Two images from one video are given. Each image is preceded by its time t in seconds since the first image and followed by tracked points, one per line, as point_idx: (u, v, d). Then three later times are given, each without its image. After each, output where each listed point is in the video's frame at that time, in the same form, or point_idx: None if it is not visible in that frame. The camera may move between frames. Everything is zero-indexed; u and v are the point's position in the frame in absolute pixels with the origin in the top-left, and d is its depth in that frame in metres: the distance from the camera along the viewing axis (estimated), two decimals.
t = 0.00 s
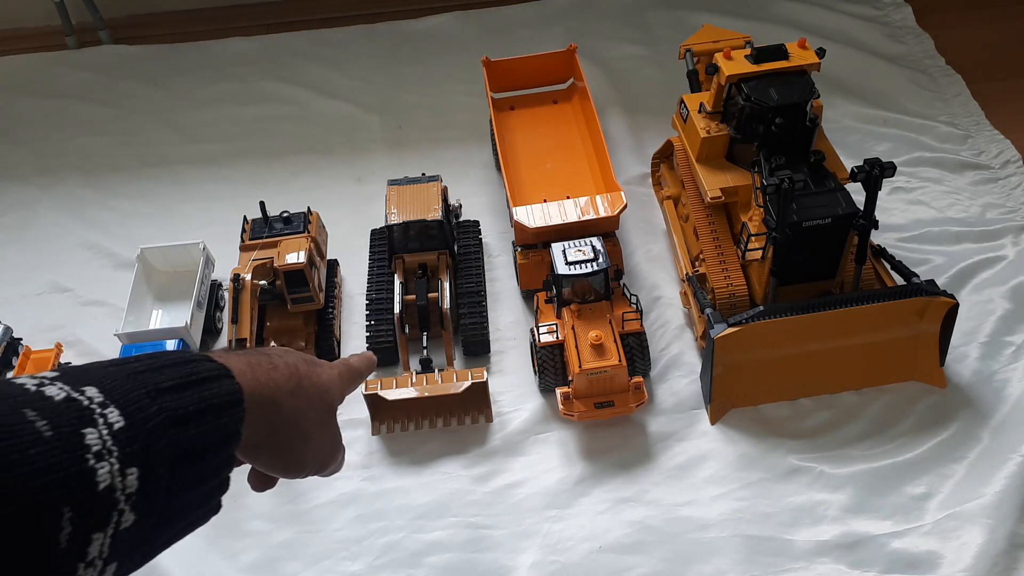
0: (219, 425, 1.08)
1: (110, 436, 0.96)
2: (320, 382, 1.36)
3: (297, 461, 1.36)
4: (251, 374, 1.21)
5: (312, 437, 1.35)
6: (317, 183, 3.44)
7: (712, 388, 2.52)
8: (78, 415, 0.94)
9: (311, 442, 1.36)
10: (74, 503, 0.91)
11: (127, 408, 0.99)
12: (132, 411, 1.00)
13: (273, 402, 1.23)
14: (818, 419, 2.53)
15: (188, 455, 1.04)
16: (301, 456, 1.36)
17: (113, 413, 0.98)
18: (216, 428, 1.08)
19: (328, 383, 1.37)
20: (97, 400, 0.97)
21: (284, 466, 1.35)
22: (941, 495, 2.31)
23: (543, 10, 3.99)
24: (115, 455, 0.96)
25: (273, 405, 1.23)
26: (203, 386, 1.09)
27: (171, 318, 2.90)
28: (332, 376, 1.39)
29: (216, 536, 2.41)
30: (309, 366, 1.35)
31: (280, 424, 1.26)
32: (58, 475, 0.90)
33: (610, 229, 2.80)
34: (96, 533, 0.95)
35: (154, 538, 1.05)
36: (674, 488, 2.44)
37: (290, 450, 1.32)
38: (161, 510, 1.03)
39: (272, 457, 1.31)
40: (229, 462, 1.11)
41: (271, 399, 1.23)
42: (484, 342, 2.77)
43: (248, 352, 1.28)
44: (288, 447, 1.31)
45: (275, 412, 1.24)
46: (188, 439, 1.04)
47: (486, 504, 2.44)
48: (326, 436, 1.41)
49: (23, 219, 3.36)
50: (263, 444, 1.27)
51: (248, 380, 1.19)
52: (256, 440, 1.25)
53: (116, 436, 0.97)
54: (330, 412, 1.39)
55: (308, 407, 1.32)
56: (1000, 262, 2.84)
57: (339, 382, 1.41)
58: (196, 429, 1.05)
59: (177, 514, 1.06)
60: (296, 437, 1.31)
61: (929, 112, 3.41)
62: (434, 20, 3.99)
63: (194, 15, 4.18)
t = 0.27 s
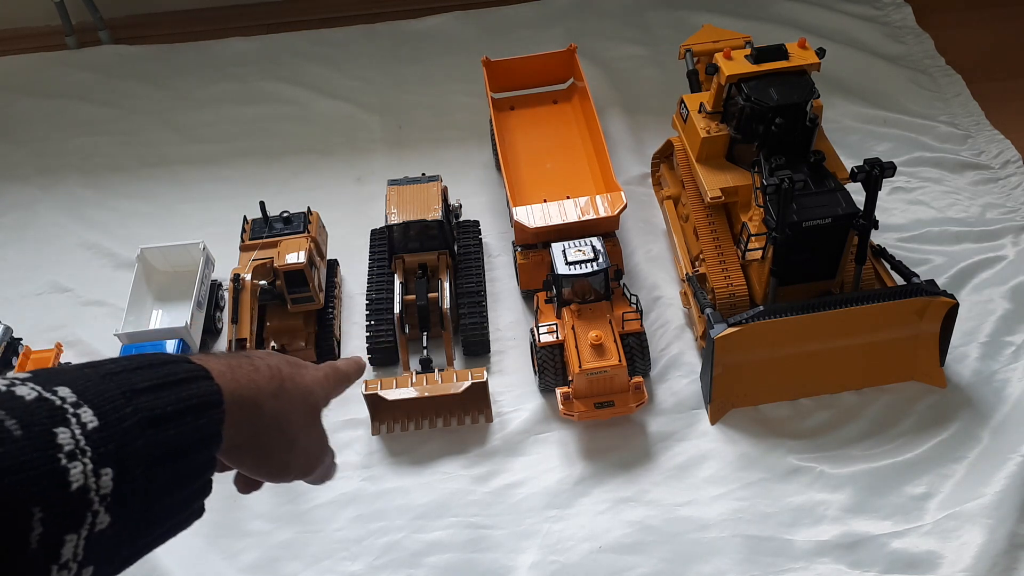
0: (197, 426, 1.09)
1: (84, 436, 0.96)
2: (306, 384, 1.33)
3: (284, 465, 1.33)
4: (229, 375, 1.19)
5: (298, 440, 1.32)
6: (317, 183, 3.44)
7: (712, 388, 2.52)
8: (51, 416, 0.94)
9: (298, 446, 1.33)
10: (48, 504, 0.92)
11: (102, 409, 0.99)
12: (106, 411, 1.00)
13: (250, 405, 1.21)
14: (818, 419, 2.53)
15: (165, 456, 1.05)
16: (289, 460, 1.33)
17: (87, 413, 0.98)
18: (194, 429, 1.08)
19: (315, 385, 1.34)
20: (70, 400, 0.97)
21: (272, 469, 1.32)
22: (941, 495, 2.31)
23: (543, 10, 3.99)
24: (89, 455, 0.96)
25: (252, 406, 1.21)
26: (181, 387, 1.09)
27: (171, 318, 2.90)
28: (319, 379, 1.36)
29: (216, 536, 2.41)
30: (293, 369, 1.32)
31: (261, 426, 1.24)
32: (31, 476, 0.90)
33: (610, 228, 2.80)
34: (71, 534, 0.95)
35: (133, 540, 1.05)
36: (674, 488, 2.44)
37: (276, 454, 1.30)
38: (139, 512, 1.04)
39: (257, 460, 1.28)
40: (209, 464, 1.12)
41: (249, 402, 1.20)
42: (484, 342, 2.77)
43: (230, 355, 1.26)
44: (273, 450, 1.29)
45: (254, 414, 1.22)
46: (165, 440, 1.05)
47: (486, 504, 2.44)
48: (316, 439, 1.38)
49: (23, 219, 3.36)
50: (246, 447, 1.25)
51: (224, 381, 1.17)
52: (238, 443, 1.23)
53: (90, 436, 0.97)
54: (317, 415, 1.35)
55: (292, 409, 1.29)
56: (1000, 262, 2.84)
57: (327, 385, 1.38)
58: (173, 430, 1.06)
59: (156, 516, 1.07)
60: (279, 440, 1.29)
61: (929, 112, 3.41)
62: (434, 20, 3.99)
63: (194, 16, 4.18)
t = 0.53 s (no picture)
0: (182, 427, 1.08)
1: (65, 438, 0.96)
2: (292, 383, 1.33)
3: (274, 467, 1.32)
4: (213, 376, 1.19)
5: (288, 439, 1.32)
6: (317, 183, 3.44)
7: (712, 388, 2.52)
8: (32, 418, 0.94)
9: (288, 446, 1.33)
10: (28, 506, 0.92)
11: (84, 411, 0.99)
12: (88, 414, 1.00)
13: (239, 405, 1.21)
14: (818, 419, 2.53)
15: (149, 458, 1.05)
16: (280, 462, 1.32)
17: (68, 415, 0.98)
18: (180, 431, 1.08)
19: (300, 382, 1.35)
20: (51, 402, 0.97)
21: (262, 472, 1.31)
22: (941, 495, 2.31)
23: (543, 10, 3.98)
24: (70, 458, 0.96)
25: (238, 407, 1.21)
26: (165, 388, 1.08)
27: (171, 318, 2.90)
28: (305, 375, 1.37)
29: (216, 536, 2.40)
30: (279, 367, 1.33)
31: (249, 427, 1.24)
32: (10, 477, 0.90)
33: (610, 228, 2.80)
34: (52, 536, 0.96)
35: (116, 542, 1.06)
36: (674, 488, 2.44)
37: (265, 455, 1.29)
38: (123, 513, 1.04)
39: (246, 464, 1.27)
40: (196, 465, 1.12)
41: (237, 402, 1.20)
42: (484, 342, 2.77)
43: (215, 356, 1.26)
44: (262, 452, 1.28)
45: (241, 414, 1.22)
46: (149, 442, 1.04)
47: (486, 504, 2.44)
48: (305, 438, 1.37)
49: (23, 219, 3.36)
50: (234, 451, 1.24)
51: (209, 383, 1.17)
52: (225, 446, 1.23)
53: (71, 438, 0.97)
54: (306, 412, 1.36)
55: (279, 409, 1.29)
56: (1000, 262, 2.84)
57: (313, 382, 1.39)
58: (158, 432, 1.05)
59: (142, 517, 1.07)
60: (270, 440, 1.28)
61: (929, 112, 3.41)
62: (434, 19, 3.99)
63: (194, 15, 4.17)
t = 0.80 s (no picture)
0: (168, 433, 1.11)
1: (53, 446, 0.99)
2: (275, 390, 1.27)
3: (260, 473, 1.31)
4: (190, 387, 1.20)
5: (268, 448, 1.29)
6: (317, 183, 3.44)
7: (712, 388, 2.52)
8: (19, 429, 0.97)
9: (273, 454, 1.30)
10: (24, 514, 0.94)
11: (70, 421, 1.02)
12: (75, 423, 1.03)
13: (206, 420, 1.21)
14: (818, 419, 2.53)
15: (139, 464, 1.08)
16: (266, 468, 1.31)
17: (55, 425, 1.00)
18: (167, 436, 1.11)
19: (285, 390, 1.28)
20: (38, 414, 1.00)
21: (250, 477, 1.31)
22: (941, 495, 2.31)
23: (543, 10, 3.98)
24: (61, 466, 0.99)
25: (213, 415, 1.21)
26: (147, 397, 1.12)
27: (171, 318, 2.90)
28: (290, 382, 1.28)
29: (216, 536, 2.40)
30: (259, 375, 1.27)
31: (226, 435, 1.23)
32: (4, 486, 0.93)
33: (610, 228, 2.80)
34: (49, 545, 0.97)
35: (111, 552, 1.07)
36: (674, 488, 2.44)
37: (248, 463, 1.28)
38: (118, 521, 1.06)
39: (231, 470, 1.28)
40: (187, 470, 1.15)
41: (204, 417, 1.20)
42: (484, 342, 2.77)
43: (199, 366, 1.27)
44: (245, 459, 1.27)
45: (216, 422, 1.21)
46: (137, 448, 1.07)
47: (486, 504, 2.44)
48: (295, 446, 1.33)
49: (22, 219, 3.36)
50: (213, 460, 1.25)
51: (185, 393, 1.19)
52: (206, 454, 1.23)
53: (60, 447, 1.00)
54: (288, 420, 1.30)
55: (260, 417, 1.26)
56: (1000, 262, 2.84)
57: (300, 388, 1.30)
58: (145, 438, 1.09)
59: (137, 525, 1.10)
60: (247, 450, 1.26)
61: (929, 112, 3.41)
62: (434, 19, 3.99)
63: (194, 15, 4.17)
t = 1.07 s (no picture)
0: (143, 418, 0.99)
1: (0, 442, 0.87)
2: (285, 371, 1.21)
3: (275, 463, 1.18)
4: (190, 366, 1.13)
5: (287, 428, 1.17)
6: (317, 183, 3.44)
7: (712, 388, 2.52)
8: None
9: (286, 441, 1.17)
10: None
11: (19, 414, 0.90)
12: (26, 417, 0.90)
13: (213, 388, 1.11)
14: (818, 419, 2.53)
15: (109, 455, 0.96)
16: (277, 460, 1.18)
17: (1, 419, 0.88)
18: (140, 423, 0.98)
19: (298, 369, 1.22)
20: None
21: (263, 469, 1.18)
22: (941, 495, 2.31)
23: (543, 10, 3.98)
24: (10, 461, 0.86)
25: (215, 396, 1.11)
26: (117, 381, 1.00)
27: (170, 318, 2.90)
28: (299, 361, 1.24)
29: (216, 536, 2.40)
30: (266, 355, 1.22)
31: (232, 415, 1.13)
32: None
33: (610, 228, 2.80)
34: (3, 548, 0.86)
35: (87, 550, 0.96)
36: (674, 488, 2.44)
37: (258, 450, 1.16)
38: (91, 518, 0.95)
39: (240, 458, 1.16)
40: (169, 458, 1.02)
41: (210, 384, 1.11)
42: (484, 342, 2.77)
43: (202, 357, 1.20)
44: (252, 446, 1.15)
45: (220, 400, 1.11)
46: (104, 439, 0.95)
47: (486, 504, 2.44)
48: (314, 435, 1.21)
49: (23, 219, 3.36)
50: (224, 439, 1.14)
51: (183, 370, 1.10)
52: (212, 440, 1.13)
53: (8, 441, 0.87)
54: (301, 395, 1.21)
55: (269, 396, 1.16)
56: (1000, 262, 2.84)
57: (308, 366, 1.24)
58: (114, 427, 0.96)
59: (115, 523, 0.98)
60: (260, 425, 1.15)
61: (929, 112, 3.41)
62: (434, 19, 3.99)
63: (194, 16, 4.18)
